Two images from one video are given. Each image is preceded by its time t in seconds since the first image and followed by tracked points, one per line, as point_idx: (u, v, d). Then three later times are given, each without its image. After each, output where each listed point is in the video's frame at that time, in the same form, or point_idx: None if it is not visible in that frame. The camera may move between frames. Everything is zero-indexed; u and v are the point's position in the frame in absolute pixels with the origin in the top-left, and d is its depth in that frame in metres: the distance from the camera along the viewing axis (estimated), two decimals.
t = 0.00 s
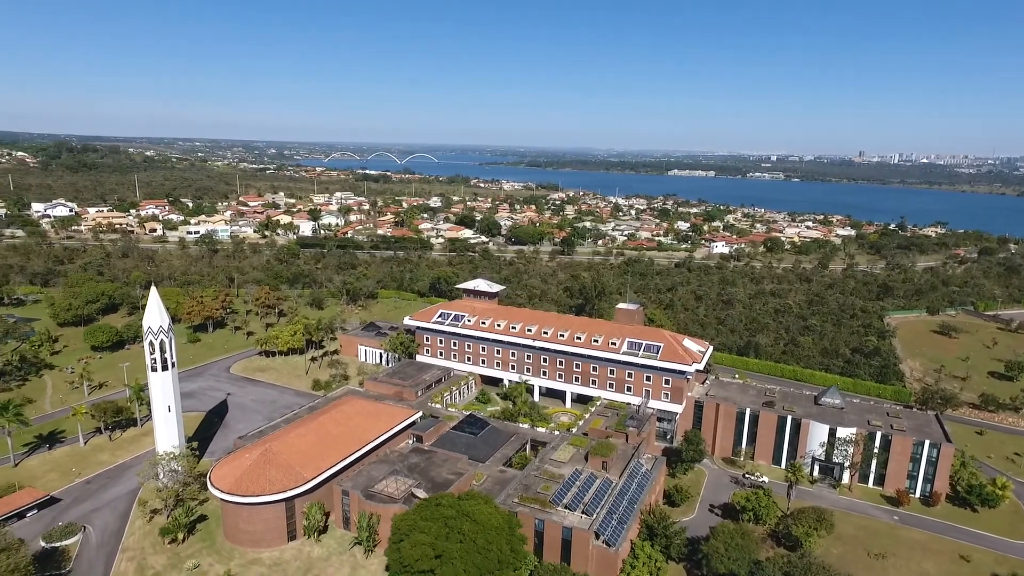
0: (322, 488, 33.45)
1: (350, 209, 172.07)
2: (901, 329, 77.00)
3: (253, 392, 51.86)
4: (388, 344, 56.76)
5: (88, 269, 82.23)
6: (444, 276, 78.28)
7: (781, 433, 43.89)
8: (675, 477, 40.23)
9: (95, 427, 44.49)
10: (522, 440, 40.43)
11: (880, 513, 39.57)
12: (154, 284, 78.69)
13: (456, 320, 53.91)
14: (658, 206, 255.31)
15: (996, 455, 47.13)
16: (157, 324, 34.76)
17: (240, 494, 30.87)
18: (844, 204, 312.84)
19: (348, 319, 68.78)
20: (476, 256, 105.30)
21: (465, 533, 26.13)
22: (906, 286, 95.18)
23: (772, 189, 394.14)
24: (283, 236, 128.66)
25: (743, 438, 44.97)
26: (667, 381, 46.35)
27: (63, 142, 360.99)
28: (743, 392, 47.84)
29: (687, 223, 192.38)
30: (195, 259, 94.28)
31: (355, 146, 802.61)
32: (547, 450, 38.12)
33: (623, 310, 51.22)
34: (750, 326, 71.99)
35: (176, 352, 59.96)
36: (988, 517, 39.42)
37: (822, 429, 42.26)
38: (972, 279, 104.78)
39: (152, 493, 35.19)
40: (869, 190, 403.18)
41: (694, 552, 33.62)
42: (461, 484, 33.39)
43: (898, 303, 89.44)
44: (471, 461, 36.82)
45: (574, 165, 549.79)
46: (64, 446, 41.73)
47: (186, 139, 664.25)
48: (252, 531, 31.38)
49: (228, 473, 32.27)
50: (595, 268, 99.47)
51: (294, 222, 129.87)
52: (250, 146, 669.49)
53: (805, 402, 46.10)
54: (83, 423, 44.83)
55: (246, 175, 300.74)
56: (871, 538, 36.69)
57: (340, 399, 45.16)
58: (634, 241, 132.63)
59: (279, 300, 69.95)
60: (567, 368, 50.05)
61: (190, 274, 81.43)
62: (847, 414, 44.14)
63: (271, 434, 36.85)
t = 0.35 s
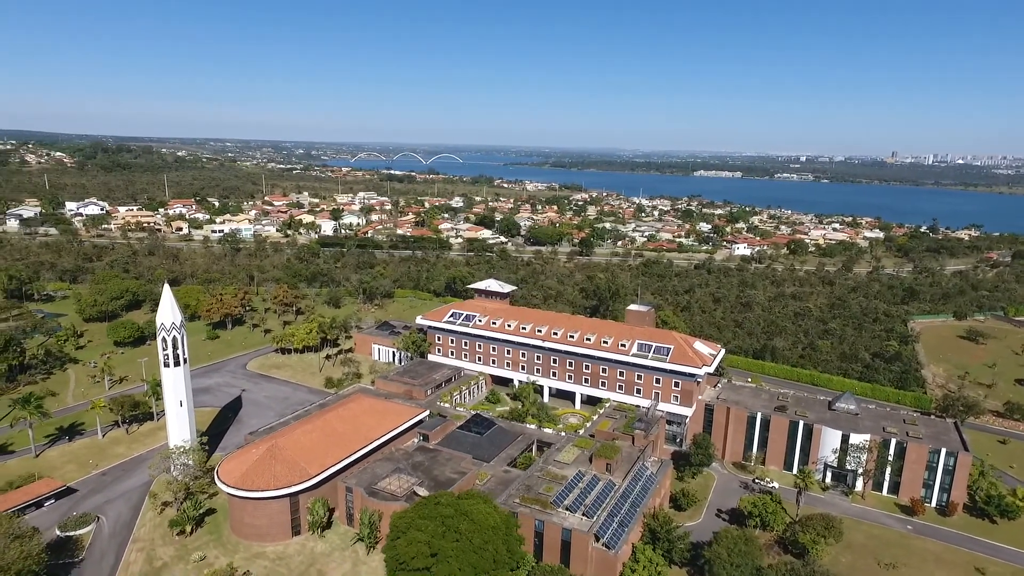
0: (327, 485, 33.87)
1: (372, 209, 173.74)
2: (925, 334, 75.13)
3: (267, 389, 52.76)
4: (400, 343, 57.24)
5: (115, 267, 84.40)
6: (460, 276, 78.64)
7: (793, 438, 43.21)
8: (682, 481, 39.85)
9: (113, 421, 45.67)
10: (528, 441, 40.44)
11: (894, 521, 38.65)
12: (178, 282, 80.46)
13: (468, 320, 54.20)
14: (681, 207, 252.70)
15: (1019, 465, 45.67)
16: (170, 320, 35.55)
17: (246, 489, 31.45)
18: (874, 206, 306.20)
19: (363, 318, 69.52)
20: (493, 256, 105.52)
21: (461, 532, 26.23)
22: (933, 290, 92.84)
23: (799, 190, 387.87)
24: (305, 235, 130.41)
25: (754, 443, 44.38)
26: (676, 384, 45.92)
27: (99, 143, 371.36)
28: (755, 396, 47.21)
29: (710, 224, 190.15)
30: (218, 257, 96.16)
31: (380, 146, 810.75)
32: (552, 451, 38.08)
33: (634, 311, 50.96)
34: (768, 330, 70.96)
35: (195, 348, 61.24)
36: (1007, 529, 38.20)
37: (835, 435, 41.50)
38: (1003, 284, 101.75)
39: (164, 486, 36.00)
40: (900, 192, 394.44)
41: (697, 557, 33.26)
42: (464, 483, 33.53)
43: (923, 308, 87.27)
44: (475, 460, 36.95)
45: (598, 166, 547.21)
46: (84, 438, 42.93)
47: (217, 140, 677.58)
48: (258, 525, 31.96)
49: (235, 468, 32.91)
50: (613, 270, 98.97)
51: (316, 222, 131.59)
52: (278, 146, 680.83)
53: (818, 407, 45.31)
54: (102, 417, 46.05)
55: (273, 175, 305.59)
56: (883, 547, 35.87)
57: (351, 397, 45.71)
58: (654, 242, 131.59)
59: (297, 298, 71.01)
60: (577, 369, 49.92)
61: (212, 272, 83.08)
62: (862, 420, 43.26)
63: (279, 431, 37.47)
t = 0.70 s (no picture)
0: (333, 481, 34.31)
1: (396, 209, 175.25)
2: (953, 339, 73.03)
3: (284, 385, 53.66)
4: (414, 342, 57.70)
5: (143, 264, 86.64)
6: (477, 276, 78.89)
7: (807, 444, 42.45)
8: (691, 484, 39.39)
9: (134, 414, 46.89)
10: (536, 441, 40.43)
11: (910, 531, 37.64)
12: (202, 279, 82.25)
13: (481, 319, 54.43)
14: (707, 208, 249.60)
15: None
16: (185, 317, 36.36)
17: (253, 483, 32.07)
18: (909, 207, 298.29)
19: (380, 317, 70.22)
20: (513, 257, 105.56)
21: (460, 531, 26.35)
22: (964, 295, 90.16)
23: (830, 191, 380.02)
24: (328, 234, 132.09)
25: (767, 448, 43.70)
26: (688, 387, 45.41)
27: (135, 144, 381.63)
28: (770, 400, 46.47)
29: (736, 226, 187.35)
30: (243, 255, 97.97)
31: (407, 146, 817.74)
32: (558, 452, 37.98)
33: (647, 313, 50.67)
34: (788, 333, 69.75)
35: (215, 344, 62.50)
36: None
37: (850, 441, 40.64)
38: None
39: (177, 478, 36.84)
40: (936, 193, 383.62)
41: (701, 562, 32.89)
42: (468, 482, 33.68)
43: (953, 312, 84.80)
44: (482, 460, 37.07)
45: (624, 166, 543.67)
46: (104, 431, 44.17)
47: (249, 141, 690.80)
48: (265, 519, 32.55)
49: (244, 462, 33.59)
50: (633, 271, 98.23)
51: (339, 221, 133.22)
52: (307, 147, 691.06)
53: (835, 413, 44.38)
54: (123, 410, 47.30)
55: (302, 175, 310.51)
56: (896, 557, 34.99)
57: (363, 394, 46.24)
58: (677, 243, 130.22)
59: (316, 296, 72.04)
60: (588, 370, 49.71)
61: (236, 270, 84.77)
62: (879, 427, 42.27)
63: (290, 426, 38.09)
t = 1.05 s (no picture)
0: (337, 477, 34.73)
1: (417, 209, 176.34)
2: (977, 345, 71.18)
3: (296, 382, 54.39)
4: (426, 341, 58.11)
5: (166, 262, 88.50)
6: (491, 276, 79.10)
7: (817, 449, 41.77)
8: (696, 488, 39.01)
9: (149, 409, 47.95)
10: (541, 441, 40.37)
11: (922, 540, 36.77)
12: (222, 277, 83.75)
13: (490, 319, 54.66)
14: (730, 209, 246.70)
15: None
16: (196, 313, 37.17)
17: (257, 477, 32.60)
18: (940, 209, 291.13)
19: (395, 315, 70.79)
20: (529, 257, 105.55)
21: (456, 530, 26.52)
22: (991, 299, 87.78)
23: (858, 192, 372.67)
24: (348, 233, 133.46)
25: (777, 452, 43.10)
26: (697, 390, 44.98)
27: (166, 144, 390.08)
28: (781, 404, 45.83)
29: (759, 227, 184.75)
30: (263, 254, 99.54)
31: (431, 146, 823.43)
32: (562, 453, 37.90)
33: (656, 315, 50.46)
34: (805, 336, 68.67)
35: (232, 341, 63.62)
36: None
37: (861, 447, 39.88)
38: None
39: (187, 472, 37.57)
40: (969, 194, 373.90)
41: (703, 566, 32.56)
42: (470, 482, 33.80)
43: (979, 317, 82.58)
44: (485, 459, 37.17)
45: (648, 167, 539.97)
46: (121, 424, 45.25)
47: (275, 141, 701.37)
48: (269, 513, 33.07)
49: (250, 457, 34.17)
50: (650, 272, 97.57)
51: (359, 221, 134.58)
52: (333, 147, 699.97)
53: (847, 418, 43.56)
54: (139, 404, 48.39)
55: (326, 175, 314.14)
56: (906, 566, 34.22)
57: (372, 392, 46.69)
58: (697, 244, 128.88)
59: (331, 295, 72.90)
60: (596, 372, 49.53)
61: (255, 269, 86.15)
62: (893, 433, 41.40)
63: (297, 423, 38.63)
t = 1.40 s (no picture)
0: (337, 474, 35.06)
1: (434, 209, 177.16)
2: (998, 350, 69.44)
3: (305, 380, 55.02)
4: (433, 340, 58.39)
5: (184, 260, 90.05)
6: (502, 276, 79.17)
7: (824, 454, 41.12)
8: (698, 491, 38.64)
9: (161, 404, 48.87)
10: (543, 442, 40.30)
11: (930, 548, 36.00)
12: (238, 275, 85.00)
13: (497, 319, 54.78)
14: (750, 211, 243.93)
15: None
16: (202, 311, 37.69)
17: (258, 473, 33.05)
18: (968, 211, 284.26)
19: (405, 315, 71.23)
20: (542, 258, 105.36)
21: (448, 529, 26.63)
22: (1015, 303, 85.53)
23: (884, 193, 366.05)
24: (364, 233, 134.55)
25: (783, 456, 42.52)
26: (702, 392, 44.59)
27: (191, 144, 396.98)
28: (788, 408, 45.21)
29: (778, 228, 182.28)
30: (279, 253, 100.81)
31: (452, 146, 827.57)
32: (563, 453, 37.80)
33: (662, 316, 50.38)
34: (818, 339, 67.65)
35: (245, 339, 64.55)
36: None
37: (869, 453, 39.16)
38: None
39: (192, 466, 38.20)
40: (999, 196, 364.65)
41: (701, 570, 32.29)
42: (468, 481, 33.86)
43: (1002, 321, 80.51)
44: (486, 459, 37.23)
45: (668, 168, 535.97)
46: (132, 419, 46.19)
47: (299, 141, 711.09)
48: (270, 509, 33.51)
49: (252, 453, 34.67)
50: (663, 273, 96.89)
51: (375, 221, 135.64)
52: (354, 147, 706.90)
53: (856, 422, 42.78)
54: (150, 399, 49.34)
55: (346, 175, 317.09)
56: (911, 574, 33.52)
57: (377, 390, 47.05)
58: (713, 246, 127.57)
59: (343, 293, 73.58)
60: (601, 373, 49.35)
61: (271, 267, 87.30)
62: (902, 439, 40.58)
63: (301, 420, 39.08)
